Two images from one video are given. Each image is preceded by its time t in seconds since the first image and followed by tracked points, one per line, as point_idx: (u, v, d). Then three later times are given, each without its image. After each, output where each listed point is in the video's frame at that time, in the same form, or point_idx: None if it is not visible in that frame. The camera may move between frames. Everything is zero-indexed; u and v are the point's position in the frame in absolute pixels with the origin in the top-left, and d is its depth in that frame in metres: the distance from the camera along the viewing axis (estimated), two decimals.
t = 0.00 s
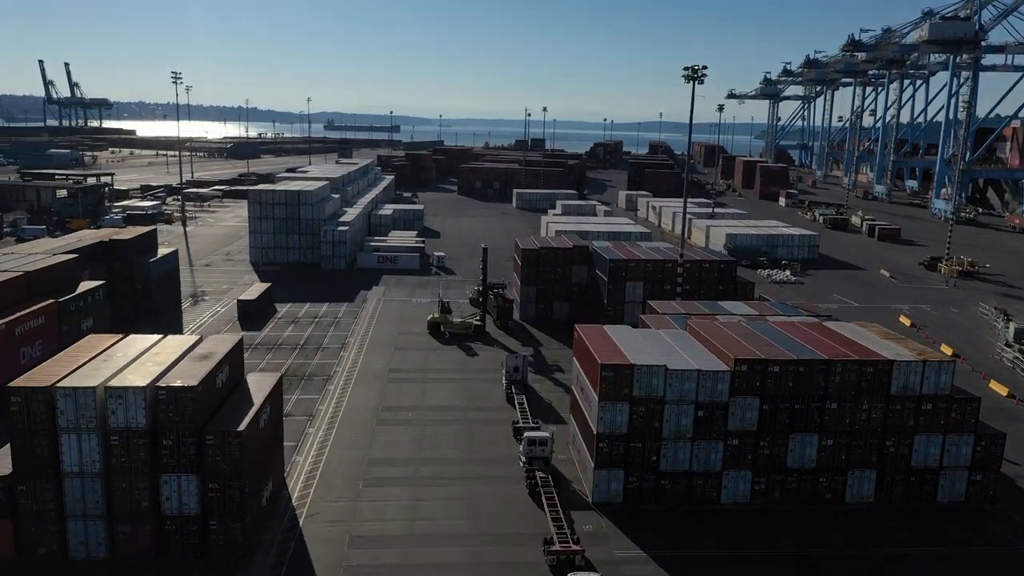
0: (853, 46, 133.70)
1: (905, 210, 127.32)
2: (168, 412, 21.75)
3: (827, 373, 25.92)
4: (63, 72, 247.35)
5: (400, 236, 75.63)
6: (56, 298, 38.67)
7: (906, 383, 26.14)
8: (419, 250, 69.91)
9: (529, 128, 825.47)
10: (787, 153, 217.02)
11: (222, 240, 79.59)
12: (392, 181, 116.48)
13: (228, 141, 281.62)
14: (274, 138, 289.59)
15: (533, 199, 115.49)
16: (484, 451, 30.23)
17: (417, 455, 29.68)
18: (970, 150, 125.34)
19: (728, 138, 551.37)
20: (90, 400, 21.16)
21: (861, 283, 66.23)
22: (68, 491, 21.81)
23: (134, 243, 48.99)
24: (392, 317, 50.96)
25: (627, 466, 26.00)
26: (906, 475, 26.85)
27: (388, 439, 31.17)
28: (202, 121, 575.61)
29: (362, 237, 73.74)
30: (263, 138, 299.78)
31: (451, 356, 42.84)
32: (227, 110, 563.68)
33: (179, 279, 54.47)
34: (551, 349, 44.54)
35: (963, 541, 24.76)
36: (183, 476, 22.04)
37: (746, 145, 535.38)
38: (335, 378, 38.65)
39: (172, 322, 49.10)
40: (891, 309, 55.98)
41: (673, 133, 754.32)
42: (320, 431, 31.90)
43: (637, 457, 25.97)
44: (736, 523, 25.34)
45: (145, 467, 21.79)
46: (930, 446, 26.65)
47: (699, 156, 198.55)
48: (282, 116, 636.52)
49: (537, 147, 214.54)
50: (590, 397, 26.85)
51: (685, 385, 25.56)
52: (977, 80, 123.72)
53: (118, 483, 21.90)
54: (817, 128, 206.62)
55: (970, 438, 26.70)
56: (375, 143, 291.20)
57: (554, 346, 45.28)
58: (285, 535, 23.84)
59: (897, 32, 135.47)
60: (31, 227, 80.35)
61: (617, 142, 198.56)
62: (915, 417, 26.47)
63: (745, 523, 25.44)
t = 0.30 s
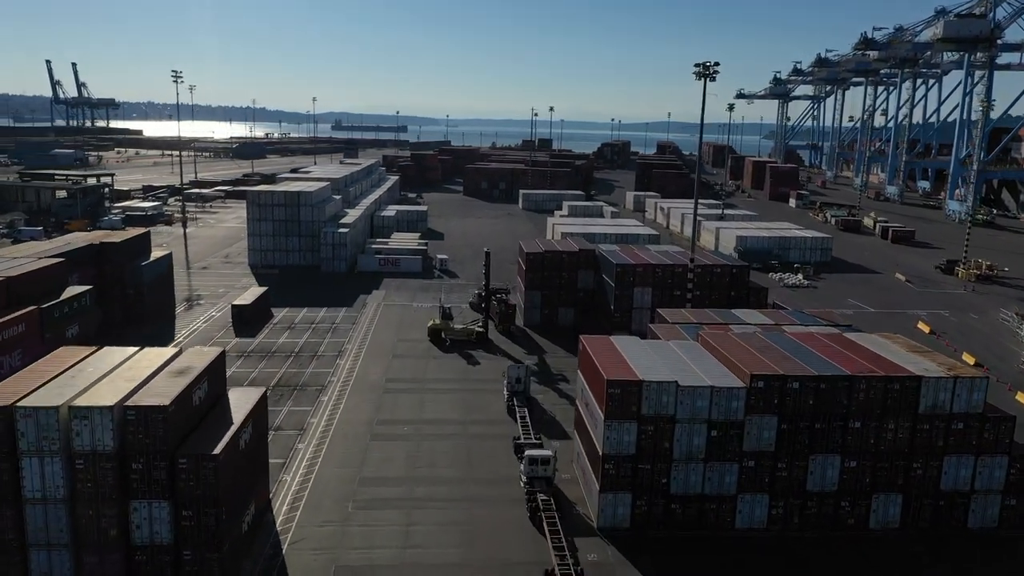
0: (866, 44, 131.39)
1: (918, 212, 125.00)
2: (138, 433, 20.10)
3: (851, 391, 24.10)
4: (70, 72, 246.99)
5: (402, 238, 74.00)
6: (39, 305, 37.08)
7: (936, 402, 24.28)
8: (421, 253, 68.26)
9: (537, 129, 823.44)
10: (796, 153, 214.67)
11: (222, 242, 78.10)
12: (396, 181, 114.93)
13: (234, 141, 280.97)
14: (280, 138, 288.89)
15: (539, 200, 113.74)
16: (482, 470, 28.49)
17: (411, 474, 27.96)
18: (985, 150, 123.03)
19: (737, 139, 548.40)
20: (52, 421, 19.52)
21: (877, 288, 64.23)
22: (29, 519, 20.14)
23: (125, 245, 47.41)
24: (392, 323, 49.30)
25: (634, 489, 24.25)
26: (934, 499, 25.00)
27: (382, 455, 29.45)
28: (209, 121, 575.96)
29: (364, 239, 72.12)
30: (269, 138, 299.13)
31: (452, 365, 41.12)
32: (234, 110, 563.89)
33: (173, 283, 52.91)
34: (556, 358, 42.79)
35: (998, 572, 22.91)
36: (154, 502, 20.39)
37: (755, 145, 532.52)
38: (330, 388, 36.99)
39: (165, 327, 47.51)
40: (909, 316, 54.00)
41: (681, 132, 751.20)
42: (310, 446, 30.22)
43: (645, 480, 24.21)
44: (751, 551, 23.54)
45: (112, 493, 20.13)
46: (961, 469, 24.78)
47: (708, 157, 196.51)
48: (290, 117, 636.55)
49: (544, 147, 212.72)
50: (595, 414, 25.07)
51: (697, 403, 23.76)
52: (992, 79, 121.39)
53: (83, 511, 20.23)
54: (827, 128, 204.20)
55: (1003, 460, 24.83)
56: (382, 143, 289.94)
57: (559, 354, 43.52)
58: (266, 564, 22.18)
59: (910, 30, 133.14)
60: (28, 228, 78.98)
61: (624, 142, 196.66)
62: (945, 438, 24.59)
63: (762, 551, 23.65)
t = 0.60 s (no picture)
0: (874, 43, 129.31)
1: (927, 213, 123.03)
2: (97, 455, 18.42)
3: (874, 407, 22.35)
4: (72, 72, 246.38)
5: (401, 240, 72.31)
6: (17, 311, 35.52)
7: (965, 419, 22.49)
8: (420, 255, 66.58)
9: (540, 129, 821.85)
10: (802, 154, 212.72)
11: (217, 243, 76.61)
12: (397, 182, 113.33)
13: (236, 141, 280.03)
14: (283, 138, 287.67)
15: (542, 201, 112.05)
16: (477, 488, 26.78)
17: (402, 493, 26.25)
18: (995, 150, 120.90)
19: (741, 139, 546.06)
20: (3, 444, 17.88)
21: (888, 291, 62.40)
22: None
23: (113, 247, 45.86)
24: (388, 328, 47.66)
25: (639, 513, 22.53)
26: (962, 523, 23.22)
27: (371, 472, 27.74)
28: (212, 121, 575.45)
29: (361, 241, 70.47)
30: (272, 138, 298.11)
31: (448, 373, 39.46)
32: (238, 111, 563.30)
33: (162, 286, 51.39)
34: (557, 365, 41.04)
35: None
36: (116, 532, 18.72)
37: (759, 146, 530.23)
38: (320, 398, 35.36)
39: (152, 333, 46.06)
40: (923, 321, 52.15)
41: (685, 133, 748.76)
42: (296, 462, 28.57)
43: (651, 502, 22.48)
44: None
45: (69, 521, 18.46)
46: (992, 491, 23.00)
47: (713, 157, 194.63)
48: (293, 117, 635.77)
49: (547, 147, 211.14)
50: (598, 431, 23.36)
51: (707, 421, 22.04)
52: (1002, 78, 119.33)
53: (38, 541, 18.57)
54: (833, 128, 202.45)
55: None
56: (385, 143, 288.76)
57: (561, 361, 41.81)
58: None
59: (919, 28, 131.08)
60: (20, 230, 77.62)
61: (628, 142, 194.99)
62: (975, 458, 22.80)
63: None
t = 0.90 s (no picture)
0: (882, 41, 127.30)
1: (937, 213, 121.03)
2: (48, 480, 16.70)
3: (899, 424, 20.60)
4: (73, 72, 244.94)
5: (399, 241, 70.60)
6: None
7: (998, 437, 20.73)
8: (418, 256, 64.91)
9: (544, 129, 820.02)
10: (808, 154, 210.70)
11: (212, 244, 74.94)
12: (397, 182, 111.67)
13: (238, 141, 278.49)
14: (284, 138, 286.01)
15: (544, 201, 110.31)
16: (471, 507, 25.05)
17: (391, 513, 24.53)
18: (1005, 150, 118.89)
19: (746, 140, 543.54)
20: None
21: (900, 294, 60.60)
22: None
23: (98, 248, 44.23)
24: (384, 333, 45.98)
25: (644, 538, 20.82)
26: (994, 549, 21.42)
27: (359, 489, 26.05)
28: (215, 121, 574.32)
29: (358, 242, 68.78)
30: (273, 139, 296.52)
31: (444, 380, 37.76)
32: (241, 111, 562.24)
33: (152, 289, 49.80)
34: (558, 372, 39.30)
35: None
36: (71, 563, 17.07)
37: (764, 146, 527.76)
38: (309, 408, 33.66)
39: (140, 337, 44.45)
40: (938, 326, 50.34)
41: (689, 133, 746.22)
42: (279, 478, 26.88)
43: (658, 526, 20.74)
44: None
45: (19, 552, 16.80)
46: None
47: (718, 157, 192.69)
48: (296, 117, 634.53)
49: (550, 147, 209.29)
50: (601, 448, 21.63)
51: (718, 439, 20.29)
52: (1013, 76, 117.28)
53: None
54: (838, 128, 200.33)
55: None
56: (387, 143, 287.13)
57: (563, 368, 40.08)
58: None
59: (927, 26, 129.05)
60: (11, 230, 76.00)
61: (632, 142, 193.16)
62: (1008, 478, 21.01)
63: None
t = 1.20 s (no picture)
0: (890, 38, 125.15)
1: (946, 213, 119.00)
2: None
3: (929, 442, 18.85)
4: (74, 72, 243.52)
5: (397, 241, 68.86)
6: None
7: None
8: (416, 257, 63.18)
9: (547, 130, 817.84)
10: (814, 154, 208.47)
11: (207, 244, 73.25)
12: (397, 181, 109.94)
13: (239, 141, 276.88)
14: (287, 138, 284.30)
15: (547, 201, 108.53)
16: (463, 528, 23.33)
17: (377, 534, 22.84)
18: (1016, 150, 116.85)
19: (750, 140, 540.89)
20: None
21: (912, 296, 58.74)
22: None
23: (83, 248, 42.59)
24: (379, 336, 44.28)
25: (651, 566, 19.10)
26: None
27: (345, 507, 24.38)
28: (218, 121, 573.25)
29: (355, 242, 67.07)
30: (275, 138, 295.04)
31: (440, 387, 36.04)
32: (243, 111, 561.08)
33: (140, 290, 48.17)
34: (559, 379, 37.56)
35: None
36: None
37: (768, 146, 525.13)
38: (297, 417, 31.98)
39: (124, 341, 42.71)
40: (954, 330, 48.45)
41: (693, 133, 743.58)
42: (260, 494, 25.21)
43: (665, 553, 19.01)
44: None
45: None
46: None
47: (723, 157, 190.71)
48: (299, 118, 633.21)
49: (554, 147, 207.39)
50: (603, 467, 19.91)
51: (731, 458, 18.56)
52: None
53: None
54: (845, 128, 198.05)
55: None
56: (390, 142, 285.33)
57: (564, 375, 38.36)
58: None
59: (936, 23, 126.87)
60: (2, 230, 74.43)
61: (636, 142, 191.28)
62: None
63: None
